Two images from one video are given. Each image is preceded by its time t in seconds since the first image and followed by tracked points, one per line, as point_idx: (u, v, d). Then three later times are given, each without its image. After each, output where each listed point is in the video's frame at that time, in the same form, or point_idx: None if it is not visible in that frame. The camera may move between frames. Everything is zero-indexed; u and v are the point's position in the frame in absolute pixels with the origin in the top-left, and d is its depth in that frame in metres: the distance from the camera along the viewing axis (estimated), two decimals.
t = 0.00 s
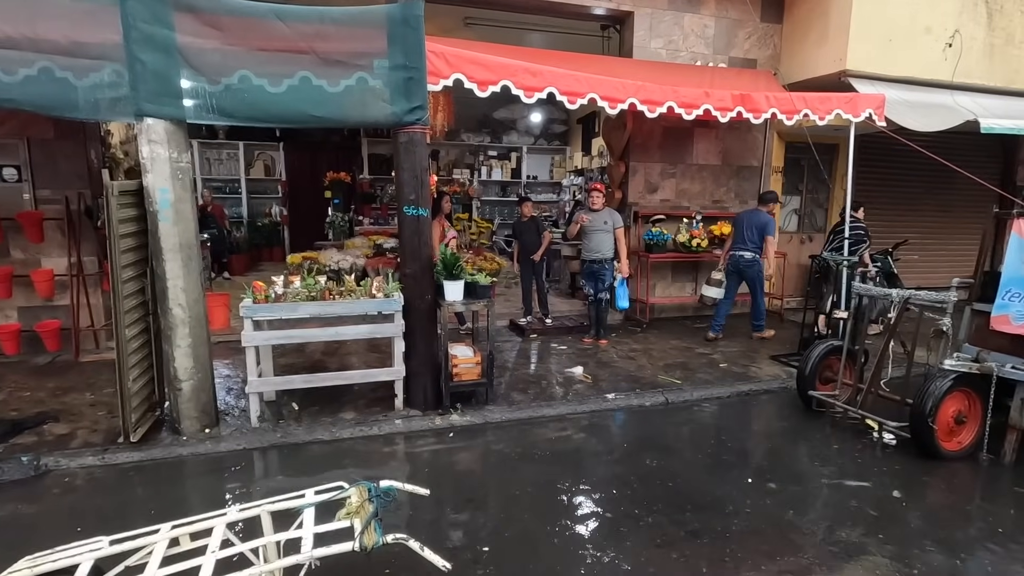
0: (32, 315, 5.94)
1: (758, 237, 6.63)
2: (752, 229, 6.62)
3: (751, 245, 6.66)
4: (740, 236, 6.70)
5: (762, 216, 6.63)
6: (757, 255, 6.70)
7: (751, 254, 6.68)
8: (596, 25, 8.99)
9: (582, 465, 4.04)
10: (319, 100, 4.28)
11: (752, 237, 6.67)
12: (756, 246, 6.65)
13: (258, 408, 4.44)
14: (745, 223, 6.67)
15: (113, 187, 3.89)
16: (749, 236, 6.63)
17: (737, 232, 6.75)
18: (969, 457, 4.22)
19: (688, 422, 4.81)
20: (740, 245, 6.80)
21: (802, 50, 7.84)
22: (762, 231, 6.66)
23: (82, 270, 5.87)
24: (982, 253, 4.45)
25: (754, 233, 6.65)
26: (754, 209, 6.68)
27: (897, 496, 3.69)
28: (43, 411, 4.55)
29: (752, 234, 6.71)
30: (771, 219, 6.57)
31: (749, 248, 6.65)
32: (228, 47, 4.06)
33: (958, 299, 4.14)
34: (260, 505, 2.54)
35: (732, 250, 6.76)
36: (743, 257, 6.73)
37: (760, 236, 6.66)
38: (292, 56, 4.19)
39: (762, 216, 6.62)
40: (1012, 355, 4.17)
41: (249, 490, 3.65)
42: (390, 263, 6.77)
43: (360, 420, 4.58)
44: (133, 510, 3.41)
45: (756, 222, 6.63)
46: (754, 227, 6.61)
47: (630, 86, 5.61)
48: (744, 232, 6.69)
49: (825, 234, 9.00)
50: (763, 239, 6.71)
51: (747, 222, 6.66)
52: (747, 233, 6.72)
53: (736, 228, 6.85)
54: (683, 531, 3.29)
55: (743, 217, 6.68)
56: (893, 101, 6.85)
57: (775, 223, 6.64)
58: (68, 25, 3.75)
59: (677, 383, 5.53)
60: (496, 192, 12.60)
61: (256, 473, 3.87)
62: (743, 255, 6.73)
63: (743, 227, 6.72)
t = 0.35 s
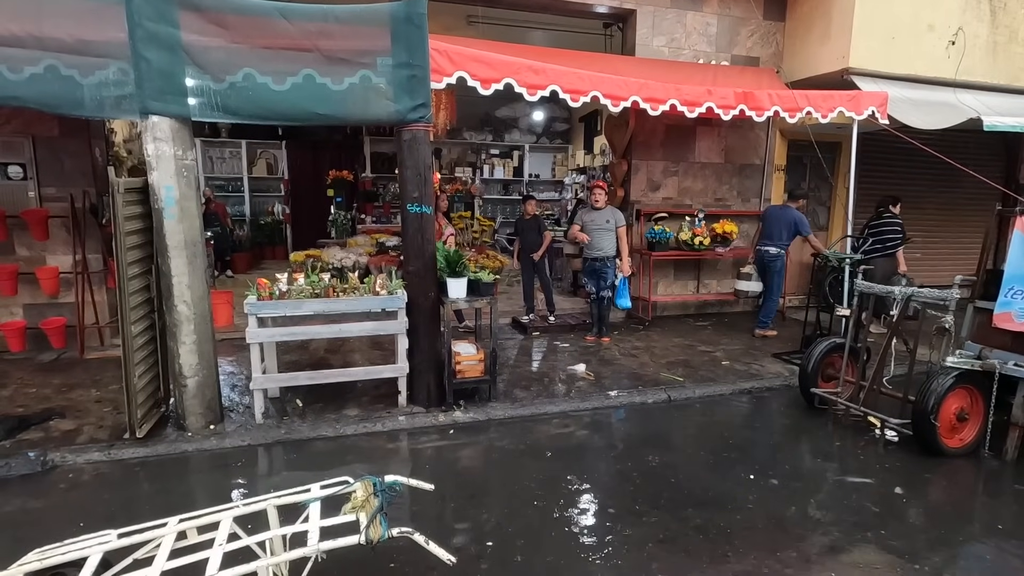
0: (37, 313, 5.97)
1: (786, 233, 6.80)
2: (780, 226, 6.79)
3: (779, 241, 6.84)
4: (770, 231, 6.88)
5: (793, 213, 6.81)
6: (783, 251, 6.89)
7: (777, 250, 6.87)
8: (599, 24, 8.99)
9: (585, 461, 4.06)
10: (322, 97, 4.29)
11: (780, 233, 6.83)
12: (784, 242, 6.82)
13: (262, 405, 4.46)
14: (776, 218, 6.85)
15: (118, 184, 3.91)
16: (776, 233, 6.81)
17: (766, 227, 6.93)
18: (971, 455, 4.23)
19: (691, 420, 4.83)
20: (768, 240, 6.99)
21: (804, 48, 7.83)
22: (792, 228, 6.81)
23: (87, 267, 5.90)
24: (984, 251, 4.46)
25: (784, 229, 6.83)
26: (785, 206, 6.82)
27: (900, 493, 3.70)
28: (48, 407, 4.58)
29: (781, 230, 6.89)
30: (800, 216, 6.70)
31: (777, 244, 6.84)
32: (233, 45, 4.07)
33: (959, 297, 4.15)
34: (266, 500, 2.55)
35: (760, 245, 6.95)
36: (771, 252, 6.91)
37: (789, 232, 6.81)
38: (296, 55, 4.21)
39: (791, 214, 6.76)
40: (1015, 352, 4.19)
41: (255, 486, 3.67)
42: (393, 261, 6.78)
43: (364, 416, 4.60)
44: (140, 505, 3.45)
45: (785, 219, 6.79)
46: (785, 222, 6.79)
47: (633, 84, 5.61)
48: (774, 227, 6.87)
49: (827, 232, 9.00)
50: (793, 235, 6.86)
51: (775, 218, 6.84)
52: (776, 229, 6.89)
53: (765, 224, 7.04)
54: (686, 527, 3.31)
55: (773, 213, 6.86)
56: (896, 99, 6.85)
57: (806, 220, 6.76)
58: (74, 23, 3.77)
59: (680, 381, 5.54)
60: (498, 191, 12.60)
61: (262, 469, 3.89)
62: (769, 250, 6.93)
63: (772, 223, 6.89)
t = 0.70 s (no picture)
0: (39, 311, 5.99)
1: (815, 232, 6.82)
2: (807, 225, 6.82)
3: (807, 240, 6.85)
4: (796, 232, 6.90)
5: (817, 212, 6.87)
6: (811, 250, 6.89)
7: (806, 249, 6.87)
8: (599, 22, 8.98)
9: (586, 460, 4.07)
10: (323, 96, 4.30)
11: (807, 232, 6.86)
12: (813, 240, 6.84)
13: (263, 403, 4.47)
14: (801, 218, 6.88)
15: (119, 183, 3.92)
16: (804, 232, 6.82)
17: (793, 228, 6.95)
18: (972, 454, 4.23)
19: (691, 418, 4.83)
20: (795, 240, 7.00)
21: (805, 47, 7.83)
22: (820, 226, 6.85)
23: (88, 266, 5.91)
24: (984, 249, 4.46)
25: (810, 228, 6.87)
26: (808, 205, 6.87)
27: (900, 492, 3.71)
28: (50, 405, 4.59)
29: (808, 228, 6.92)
30: (826, 213, 6.76)
31: (805, 243, 6.85)
32: (233, 44, 4.08)
33: (960, 296, 4.17)
34: (266, 498, 2.55)
35: (787, 245, 6.94)
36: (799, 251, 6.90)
37: (816, 230, 6.84)
38: (297, 54, 4.21)
39: (817, 211, 6.82)
40: (1015, 350, 4.19)
41: (256, 484, 3.69)
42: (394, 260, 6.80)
43: (365, 415, 4.61)
44: (141, 503, 3.46)
45: (811, 218, 6.83)
46: (811, 221, 6.82)
47: (633, 83, 5.61)
48: (801, 227, 6.90)
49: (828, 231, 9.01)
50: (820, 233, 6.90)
51: (801, 218, 6.87)
52: (802, 228, 6.91)
53: (790, 224, 7.04)
54: (686, 526, 3.31)
55: (799, 214, 6.90)
56: (897, 98, 6.85)
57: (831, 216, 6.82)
58: (76, 23, 3.78)
59: (680, 379, 5.55)
60: (499, 190, 12.59)
61: (264, 467, 3.91)
62: (797, 250, 6.92)
63: (798, 223, 6.91)
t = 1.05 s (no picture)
0: (39, 310, 5.99)
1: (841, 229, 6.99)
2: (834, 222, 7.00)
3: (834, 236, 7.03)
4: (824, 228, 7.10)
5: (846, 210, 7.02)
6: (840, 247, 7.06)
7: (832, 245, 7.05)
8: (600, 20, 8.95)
9: (586, 458, 4.05)
10: (323, 94, 4.29)
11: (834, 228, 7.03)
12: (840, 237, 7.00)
13: (263, 402, 4.46)
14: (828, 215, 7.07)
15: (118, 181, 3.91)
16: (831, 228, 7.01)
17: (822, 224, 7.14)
18: (974, 453, 4.21)
19: (692, 417, 4.82)
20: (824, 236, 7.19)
21: (807, 45, 7.80)
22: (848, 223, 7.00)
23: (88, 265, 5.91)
24: (987, 247, 4.44)
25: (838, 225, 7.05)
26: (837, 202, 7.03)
27: (902, 490, 3.69)
28: (50, 404, 4.59)
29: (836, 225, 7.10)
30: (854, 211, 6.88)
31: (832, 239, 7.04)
32: (233, 41, 4.06)
33: (962, 295, 4.16)
34: (265, 496, 2.54)
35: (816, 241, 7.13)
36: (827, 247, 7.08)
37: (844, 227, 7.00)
38: (297, 51, 4.20)
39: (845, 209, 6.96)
40: (1017, 349, 4.17)
41: (256, 482, 3.68)
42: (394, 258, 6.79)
43: (365, 413, 4.61)
44: (141, 500, 3.45)
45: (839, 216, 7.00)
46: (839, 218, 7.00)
47: (635, 80, 5.59)
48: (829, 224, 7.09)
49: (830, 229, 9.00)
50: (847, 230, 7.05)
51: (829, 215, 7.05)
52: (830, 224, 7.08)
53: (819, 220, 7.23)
54: (686, 524, 3.30)
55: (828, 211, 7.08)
56: (899, 96, 6.83)
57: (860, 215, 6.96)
58: (75, 20, 3.78)
59: (681, 378, 5.53)
60: (500, 189, 12.55)
61: (263, 465, 3.90)
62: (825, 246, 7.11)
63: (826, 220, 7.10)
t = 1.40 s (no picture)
0: (42, 309, 6.01)
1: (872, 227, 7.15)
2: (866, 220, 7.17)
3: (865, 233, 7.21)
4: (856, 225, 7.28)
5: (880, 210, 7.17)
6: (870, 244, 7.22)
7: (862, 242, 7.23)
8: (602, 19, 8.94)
9: (587, 458, 4.05)
10: (324, 93, 4.28)
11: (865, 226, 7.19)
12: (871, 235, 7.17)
13: (264, 401, 4.46)
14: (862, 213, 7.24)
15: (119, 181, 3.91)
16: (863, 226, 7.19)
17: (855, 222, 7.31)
18: (978, 453, 4.19)
19: (693, 417, 4.80)
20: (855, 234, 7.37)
21: (809, 43, 7.78)
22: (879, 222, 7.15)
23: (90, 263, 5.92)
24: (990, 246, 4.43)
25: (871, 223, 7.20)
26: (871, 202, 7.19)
27: (904, 490, 3.68)
28: (52, 403, 4.59)
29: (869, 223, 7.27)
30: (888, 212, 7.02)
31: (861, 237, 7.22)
32: (234, 40, 4.06)
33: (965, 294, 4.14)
34: (266, 496, 2.54)
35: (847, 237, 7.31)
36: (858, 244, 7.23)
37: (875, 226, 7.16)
38: (297, 50, 4.19)
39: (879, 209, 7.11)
40: (1020, 349, 4.16)
41: (257, 481, 3.68)
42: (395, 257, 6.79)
43: (366, 412, 4.61)
44: (143, 499, 3.46)
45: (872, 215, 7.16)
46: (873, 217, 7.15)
47: (636, 79, 5.58)
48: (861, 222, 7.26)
49: (832, 229, 8.98)
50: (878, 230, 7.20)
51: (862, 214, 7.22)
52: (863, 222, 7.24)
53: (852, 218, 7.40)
54: (688, 524, 3.30)
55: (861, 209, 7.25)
56: (902, 95, 6.81)
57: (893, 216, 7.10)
58: (77, 20, 3.78)
59: (682, 378, 5.52)
60: (501, 188, 12.53)
61: (264, 464, 3.90)
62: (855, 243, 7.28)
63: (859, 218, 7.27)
